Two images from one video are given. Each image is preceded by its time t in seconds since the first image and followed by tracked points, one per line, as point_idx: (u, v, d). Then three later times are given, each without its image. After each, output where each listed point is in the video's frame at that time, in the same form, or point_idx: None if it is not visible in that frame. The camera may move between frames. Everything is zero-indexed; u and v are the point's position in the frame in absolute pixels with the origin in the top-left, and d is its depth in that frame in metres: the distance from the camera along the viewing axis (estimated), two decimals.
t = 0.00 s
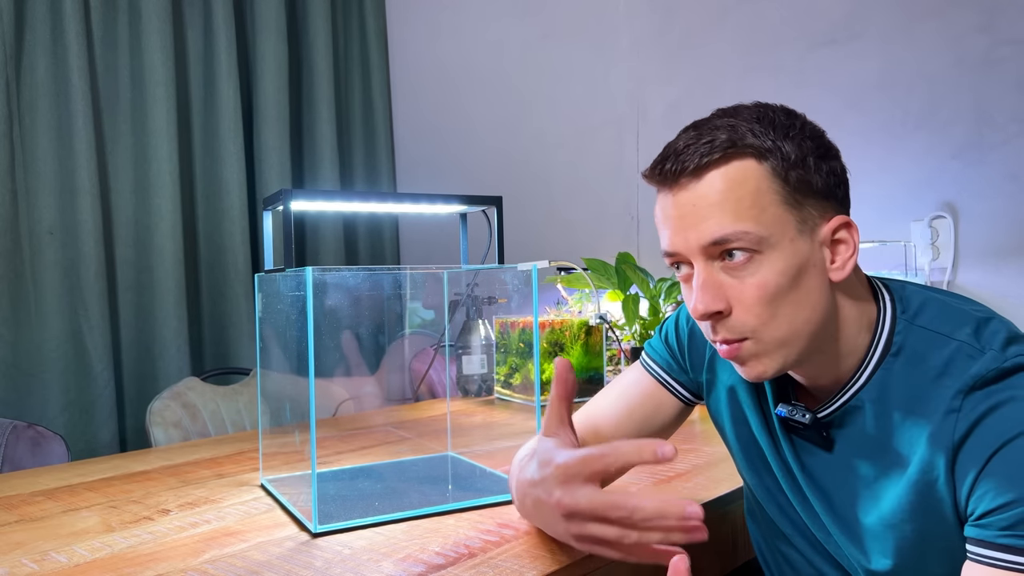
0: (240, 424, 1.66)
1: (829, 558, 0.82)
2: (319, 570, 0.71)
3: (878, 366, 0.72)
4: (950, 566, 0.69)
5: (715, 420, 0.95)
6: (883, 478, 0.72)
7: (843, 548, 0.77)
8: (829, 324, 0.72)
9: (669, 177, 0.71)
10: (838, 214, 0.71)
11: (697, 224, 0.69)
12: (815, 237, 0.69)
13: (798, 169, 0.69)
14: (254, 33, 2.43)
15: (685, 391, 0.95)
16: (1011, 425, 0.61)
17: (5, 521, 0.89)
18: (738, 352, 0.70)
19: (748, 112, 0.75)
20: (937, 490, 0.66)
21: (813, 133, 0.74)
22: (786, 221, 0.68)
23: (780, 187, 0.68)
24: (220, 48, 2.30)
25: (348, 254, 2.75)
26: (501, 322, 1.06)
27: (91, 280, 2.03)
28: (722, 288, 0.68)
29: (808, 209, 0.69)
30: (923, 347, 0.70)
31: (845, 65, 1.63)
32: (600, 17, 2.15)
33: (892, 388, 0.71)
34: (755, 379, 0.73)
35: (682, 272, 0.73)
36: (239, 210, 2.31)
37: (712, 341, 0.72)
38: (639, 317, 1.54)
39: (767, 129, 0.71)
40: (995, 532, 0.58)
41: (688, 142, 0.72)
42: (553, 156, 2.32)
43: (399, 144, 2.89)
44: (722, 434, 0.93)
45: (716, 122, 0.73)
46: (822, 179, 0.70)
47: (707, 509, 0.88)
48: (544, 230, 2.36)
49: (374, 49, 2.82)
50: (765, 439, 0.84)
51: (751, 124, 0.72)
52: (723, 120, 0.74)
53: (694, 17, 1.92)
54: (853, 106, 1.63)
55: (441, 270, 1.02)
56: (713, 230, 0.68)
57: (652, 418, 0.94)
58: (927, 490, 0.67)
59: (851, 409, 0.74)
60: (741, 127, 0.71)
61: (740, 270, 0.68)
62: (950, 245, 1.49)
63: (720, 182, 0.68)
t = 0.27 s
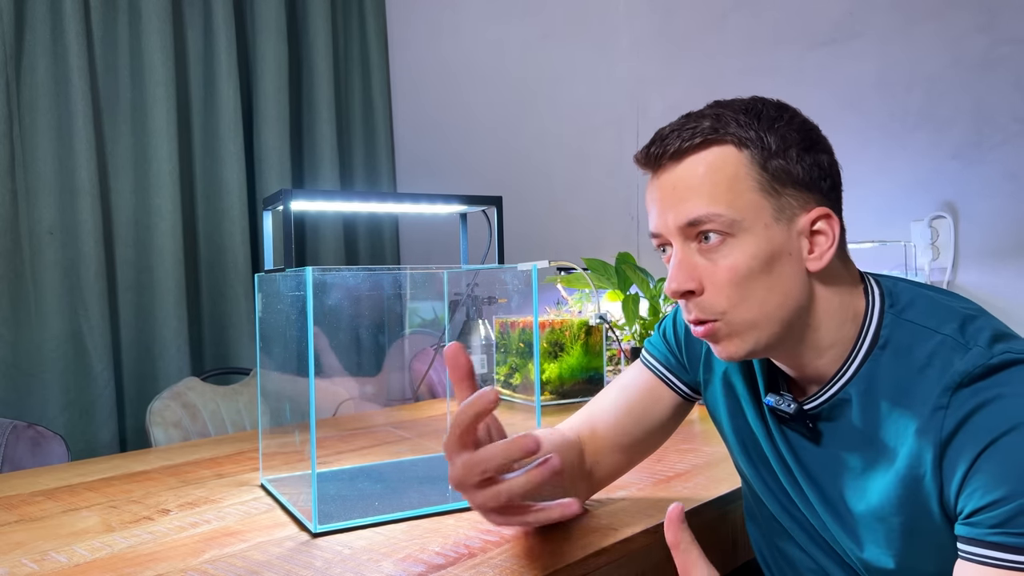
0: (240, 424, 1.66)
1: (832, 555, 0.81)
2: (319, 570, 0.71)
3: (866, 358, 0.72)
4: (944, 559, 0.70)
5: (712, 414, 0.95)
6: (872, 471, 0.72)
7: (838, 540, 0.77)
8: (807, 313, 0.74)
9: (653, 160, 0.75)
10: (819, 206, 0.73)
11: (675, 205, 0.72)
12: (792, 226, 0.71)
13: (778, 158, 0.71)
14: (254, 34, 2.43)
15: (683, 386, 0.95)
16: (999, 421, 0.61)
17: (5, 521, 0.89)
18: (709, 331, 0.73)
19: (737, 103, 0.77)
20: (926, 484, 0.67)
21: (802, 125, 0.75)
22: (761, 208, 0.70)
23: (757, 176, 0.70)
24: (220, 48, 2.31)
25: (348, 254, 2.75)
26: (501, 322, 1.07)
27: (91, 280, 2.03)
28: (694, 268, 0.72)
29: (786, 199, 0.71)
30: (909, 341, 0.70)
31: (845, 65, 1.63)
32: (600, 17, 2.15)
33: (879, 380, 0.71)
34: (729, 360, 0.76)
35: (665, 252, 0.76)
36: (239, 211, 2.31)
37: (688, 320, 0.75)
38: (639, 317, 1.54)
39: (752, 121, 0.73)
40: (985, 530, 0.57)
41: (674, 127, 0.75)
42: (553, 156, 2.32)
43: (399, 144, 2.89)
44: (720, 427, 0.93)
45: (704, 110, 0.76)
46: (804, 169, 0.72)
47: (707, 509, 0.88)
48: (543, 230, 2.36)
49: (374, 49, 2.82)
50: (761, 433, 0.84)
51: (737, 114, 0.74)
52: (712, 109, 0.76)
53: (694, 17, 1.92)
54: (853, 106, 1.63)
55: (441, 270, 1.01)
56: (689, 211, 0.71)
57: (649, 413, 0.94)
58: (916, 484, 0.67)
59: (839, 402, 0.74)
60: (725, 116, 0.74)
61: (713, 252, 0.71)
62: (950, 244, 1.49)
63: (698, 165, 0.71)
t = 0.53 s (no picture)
0: (240, 424, 1.66)
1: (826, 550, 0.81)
2: (319, 570, 0.71)
3: (853, 357, 0.72)
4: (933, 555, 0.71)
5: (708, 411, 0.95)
6: (862, 467, 0.73)
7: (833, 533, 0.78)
8: (794, 310, 0.74)
9: (641, 159, 0.75)
10: (806, 204, 0.73)
11: (664, 203, 0.72)
12: (779, 224, 0.71)
13: (764, 156, 0.71)
14: (254, 34, 2.43)
15: (680, 383, 0.95)
16: (981, 420, 0.61)
17: (5, 521, 0.89)
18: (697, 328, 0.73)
19: (726, 102, 0.77)
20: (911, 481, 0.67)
21: (789, 123, 0.76)
22: (748, 205, 0.70)
23: (744, 174, 0.71)
24: (220, 48, 2.31)
25: (348, 254, 2.75)
26: (501, 322, 1.07)
27: (91, 280, 2.03)
28: (682, 264, 0.72)
29: (773, 196, 0.71)
30: (894, 339, 0.70)
31: (845, 65, 1.63)
32: (600, 17, 2.15)
33: (866, 377, 0.71)
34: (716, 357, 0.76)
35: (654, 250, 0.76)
36: (239, 210, 2.31)
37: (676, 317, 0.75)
38: (639, 317, 1.54)
39: (739, 119, 0.74)
40: (969, 526, 0.58)
41: (663, 126, 0.76)
42: (553, 155, 2.32)
43: (399, 144, 2.89)
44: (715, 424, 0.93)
45: (692, 110, 0.76)
46: (790, 168, 0.72)
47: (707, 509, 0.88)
48: (544, 230, 2.36)
49: (374, 49, 2.82)
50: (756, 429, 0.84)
51: (725, 113, 0.75)
52: (700, 108, 0.76)
53: (694, 17, 1.92)
54: (853, 106, 1.63)
55: (441, 270, 1.02)
56: (677, 209, 0.71)
57: (647, 412, 0.93)
58: (903, 481, 0.68)
59: (826, 399, 0.74)
60: (713, 115, 0.74)
61: (700, 249, 0.71)
62: (950, 245, 1.49)
63: (687, 164, 0.71)
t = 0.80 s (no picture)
0: (240, 424, 1.66)
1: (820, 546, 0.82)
2: (319, 570, 0.71)
3: (847, 357, 0.72)
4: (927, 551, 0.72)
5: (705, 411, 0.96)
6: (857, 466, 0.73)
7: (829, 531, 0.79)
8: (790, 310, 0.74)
9: (641, 156, 0.75)
10: (804, 206, 0.73)
11: (663, 201, 0.72)
12: (777, 225, 0.71)
13: (765, 158, 0.71)
14: (254, 34, 2.43)
15: (678, 383, 0.95)
16: (973, 418, 0.61)
17: (5, 521, 0.89)
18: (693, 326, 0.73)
19: (728, 102, 0.77)
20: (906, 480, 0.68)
21: (790, 125, 0.76)
22: (747, 206, 0.70)
23: (743, 175, 0.70)
24: (220, 48, 2.31)
25: (348, 254, 2.75)
26: (501, 322, 1.07)
27: (91, 280, 2.03)
28: (679, 263, 0.71)
29: (773, 197, 0.71)
30: (888, 339, 0.70)
31: (845, 65, 1.63)
32: (600, 17, 2.15)
33: (859, 378, 0.71)
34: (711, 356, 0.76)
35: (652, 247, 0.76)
36: (239, 210, 2.31)
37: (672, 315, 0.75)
38: (639, 317, 1.54)
39: (740, 120, 0.74)
40: (964, 524, 0.58)
41: (665, 124, 0.75)
42: (553, 155, 2.32)
43: (399, 144, 2.89)
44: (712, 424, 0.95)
45: (694, 108, 0.76)
46: (790, 169, 0.72)
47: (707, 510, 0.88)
48: (544, 230, 2.36)
49: (374, 49, 2.82)
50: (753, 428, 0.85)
51: (726, 113, 0.75)
52: (702, 107, 0.76)
53: (694, 17, 1.92)
54: (853, 106, 1.63)
55: (441, 270, 1.01)
56: (676, 208, 0.71)
57: (647, 412, 0.93)
58: (897, 480, 0.68)
59: (820, 399, 0.74)
60: (715, 114, 0.74)
61: (698, 248, 0.71)
62: (950, 244, 1.49)
63: (687, 163, 0.71)
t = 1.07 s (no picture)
0: (240, 424, 1.66)
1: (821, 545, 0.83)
2: (318, 570, 0.71)
3: (859, 356, 0.72)
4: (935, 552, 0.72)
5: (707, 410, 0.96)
6: (864, 467, 0.73)
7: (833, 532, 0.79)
8: (808, 308, 0.73)
9: (669, 142, 0.74)
10: (829, 202, 0.72)
11: (689, 189, 0.71)
12: (802, 220, 0.71)
13: (793, 151, 0.71)
14: (254, 34, 2.43)
15: (680, 384, 0.95)
16: (987, 420, 0.61)
17: (5, 521, 0.89)
18: (711, 319, 0.72)
19: (757, 92, 0.76)
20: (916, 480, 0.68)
21: (819, 122, 0.75)
22: (775, 199, 0.69)
23: (772, 167, 0.70)
24: (220, 48, 2.31)
25: (348, 254, 2.75)
26: (501, 322, 1.06)
27: (91, 280, 2.03)
28: (701, 253, 0.71)
29: (799, 191, 0.70)
30: (900, 339, 0.71)
31: (846, 65, 1.63)
32: (600, 17, 2.15)
33: (870, 378, 0.71)
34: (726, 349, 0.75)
35: (671, 237, 0.75)
36: (239, 210, 2.31)
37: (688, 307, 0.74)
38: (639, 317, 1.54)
39: (771, 111, 0.73)
40: (975, 525, 0.58)
41: (694, 111, 0.75)
42: (553, 155, 2.32)
43: (399, 144, 2.89)
44: (714, 422, 0.94)
45: (723, 96, 0.75)
46: (817, 165, 0.71)
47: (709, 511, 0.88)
48: (544, 230, 2.36)
49: (374, 49, 2.82)
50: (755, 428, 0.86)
51: (757, 103, 0.74)
52: (732, 96, 0.75)
53: (694, 17, 1.92)
54: (853, 106, 1.63)
55: (441, 270, 1.02)
56: (702, 196, 0.70)
57: (648, 412, 0.93)
58: (906, 481, 0.68)
59: (831, 399, 0.74)
60: (745, 104, 0.73)
61: (722, 239, 0.70)
62: (950, 245, 1.49)
63: (716, 152, 0.70)
